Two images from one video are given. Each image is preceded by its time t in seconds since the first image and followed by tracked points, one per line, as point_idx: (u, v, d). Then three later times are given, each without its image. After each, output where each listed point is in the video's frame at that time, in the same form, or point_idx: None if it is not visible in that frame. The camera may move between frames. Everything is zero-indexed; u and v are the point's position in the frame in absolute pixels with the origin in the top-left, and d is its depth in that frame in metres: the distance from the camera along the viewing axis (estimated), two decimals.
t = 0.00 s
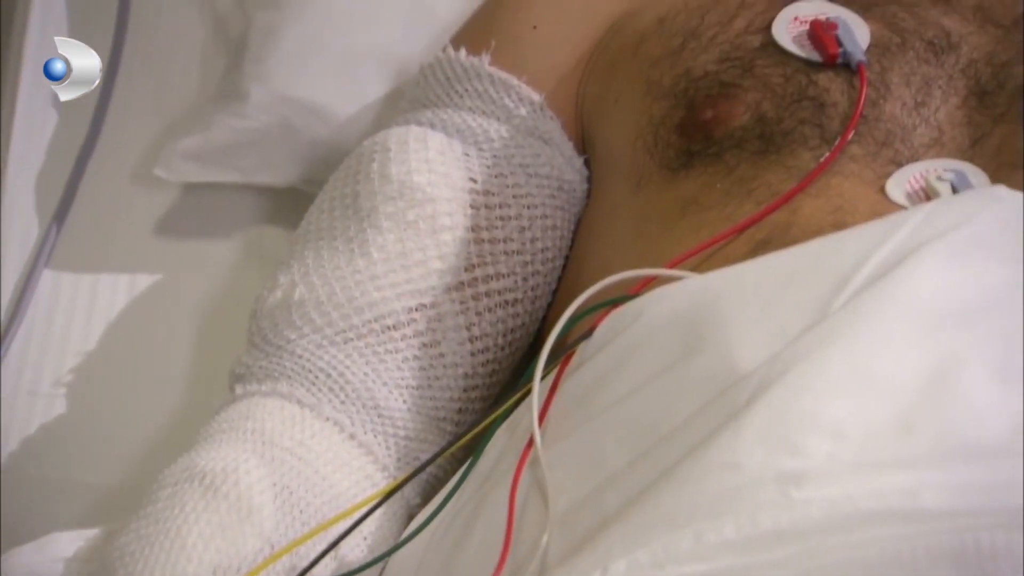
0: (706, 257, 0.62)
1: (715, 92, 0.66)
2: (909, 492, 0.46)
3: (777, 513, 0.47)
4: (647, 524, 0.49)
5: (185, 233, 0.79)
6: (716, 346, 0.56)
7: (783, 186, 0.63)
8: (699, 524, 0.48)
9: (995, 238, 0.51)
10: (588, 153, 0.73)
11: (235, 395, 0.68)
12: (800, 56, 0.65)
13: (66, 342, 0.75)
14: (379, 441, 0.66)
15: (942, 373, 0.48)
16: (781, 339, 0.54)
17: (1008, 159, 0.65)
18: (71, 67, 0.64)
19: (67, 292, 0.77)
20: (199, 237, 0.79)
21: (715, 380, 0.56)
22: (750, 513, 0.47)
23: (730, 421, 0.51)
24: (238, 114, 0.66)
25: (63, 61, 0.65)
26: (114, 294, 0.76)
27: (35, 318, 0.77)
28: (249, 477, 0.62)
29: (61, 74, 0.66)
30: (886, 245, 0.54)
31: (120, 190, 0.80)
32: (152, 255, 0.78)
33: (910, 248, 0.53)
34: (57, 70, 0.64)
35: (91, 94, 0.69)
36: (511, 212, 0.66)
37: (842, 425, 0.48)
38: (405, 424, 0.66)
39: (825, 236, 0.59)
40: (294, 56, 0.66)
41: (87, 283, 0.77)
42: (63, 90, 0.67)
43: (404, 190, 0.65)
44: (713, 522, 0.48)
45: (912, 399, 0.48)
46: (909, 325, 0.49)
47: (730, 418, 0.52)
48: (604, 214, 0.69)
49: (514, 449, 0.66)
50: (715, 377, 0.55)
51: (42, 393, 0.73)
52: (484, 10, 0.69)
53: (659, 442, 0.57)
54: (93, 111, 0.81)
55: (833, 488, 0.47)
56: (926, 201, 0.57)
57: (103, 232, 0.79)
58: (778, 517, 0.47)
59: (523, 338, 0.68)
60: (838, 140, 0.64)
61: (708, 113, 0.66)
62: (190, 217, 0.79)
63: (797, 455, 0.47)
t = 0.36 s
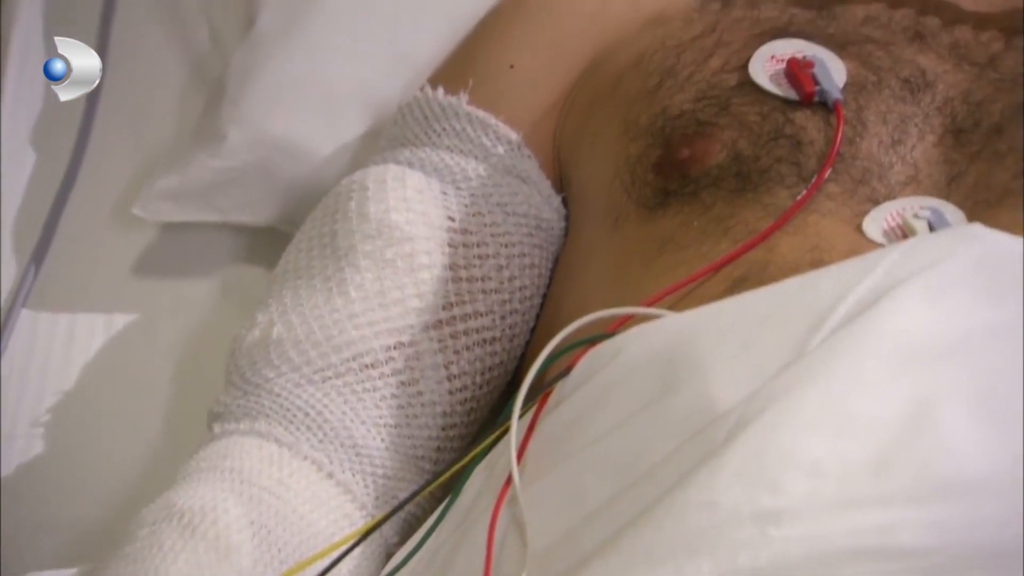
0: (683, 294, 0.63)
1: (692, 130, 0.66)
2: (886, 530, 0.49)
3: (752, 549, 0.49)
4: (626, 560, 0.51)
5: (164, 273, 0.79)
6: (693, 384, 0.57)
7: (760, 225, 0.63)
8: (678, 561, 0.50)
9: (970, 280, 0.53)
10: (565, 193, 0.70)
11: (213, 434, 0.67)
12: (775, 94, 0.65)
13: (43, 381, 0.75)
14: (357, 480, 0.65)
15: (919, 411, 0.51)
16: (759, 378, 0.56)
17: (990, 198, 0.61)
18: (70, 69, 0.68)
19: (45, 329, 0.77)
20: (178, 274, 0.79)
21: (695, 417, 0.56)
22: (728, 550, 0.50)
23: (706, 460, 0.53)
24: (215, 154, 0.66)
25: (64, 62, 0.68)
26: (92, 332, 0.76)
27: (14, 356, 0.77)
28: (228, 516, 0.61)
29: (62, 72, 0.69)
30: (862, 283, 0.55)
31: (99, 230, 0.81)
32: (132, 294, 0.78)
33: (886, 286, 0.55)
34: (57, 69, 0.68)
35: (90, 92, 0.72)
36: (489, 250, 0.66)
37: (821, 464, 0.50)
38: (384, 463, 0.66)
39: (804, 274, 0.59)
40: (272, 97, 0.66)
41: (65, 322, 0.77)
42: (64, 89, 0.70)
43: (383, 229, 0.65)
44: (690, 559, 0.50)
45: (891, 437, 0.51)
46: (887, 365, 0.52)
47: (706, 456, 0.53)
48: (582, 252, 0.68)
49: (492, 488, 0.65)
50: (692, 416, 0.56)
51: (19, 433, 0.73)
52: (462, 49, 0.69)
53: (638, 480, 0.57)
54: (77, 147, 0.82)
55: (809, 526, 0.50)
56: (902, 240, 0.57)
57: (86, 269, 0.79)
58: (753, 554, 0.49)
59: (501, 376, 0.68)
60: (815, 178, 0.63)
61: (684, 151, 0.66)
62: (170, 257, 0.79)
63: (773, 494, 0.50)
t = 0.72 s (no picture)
0: (662, 335, 0.63)
1: (670, 171, 0.66)
2: (868, 568, 0.51)
3: None
4: None
5: (143, 315, 0.78)
6: (671, 424, 0.57)
7: (737, 266, 0.63)
8: None
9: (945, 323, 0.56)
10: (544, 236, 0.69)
11: (192, 476, 0.67)
12: (754, 136, 0.65)
13: (21, 421, 0.75)
14: (336, 521, 0.64)
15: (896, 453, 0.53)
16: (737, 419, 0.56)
17: (967, 238, 0.62)
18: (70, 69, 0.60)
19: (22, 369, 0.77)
20: (158, 309, 0.78)
21: (673, 457, 0.56)
22: None
23: (685, 499, 0.54)
24: (194, 196, 0.66)
25: (64, 61, 0.61)
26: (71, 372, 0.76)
27: None
28: (207, 557, 0.59)
29: (60, 72, 0.62)
30: (839, 325, 0.56)
31: (81, 271, 0.79)
32: (109, 336, 0.77)
33: (864, 327, 0.56)
34: (56, 69, 0.60)
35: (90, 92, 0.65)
36: (467, 292, 0.66)
37: (797, 505, 0.51)
38: (363, 505, 0.65)
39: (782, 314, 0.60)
40: (252, 139, 0.66)
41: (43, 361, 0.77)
42: (63, 91, 0.62)
43: (361, 270, 0.65)
44: None
45: (869, 477, 0.52)
46: (864, 407, 0.53)
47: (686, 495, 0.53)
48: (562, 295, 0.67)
49: (471, 528, 0.65)
50: (671, 455, 0.56)
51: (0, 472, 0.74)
52: (440, 91, 0.69)
53: (618, 519, 0.57)
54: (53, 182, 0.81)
55: (787, 567, 0.50)
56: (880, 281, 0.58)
57: (64, 310, 0.79)
58: None
59: (480, 417, 0.68)
60: (793, 219, 0.63)
61: (663, 192, 0.66)
62: (148, 297, 0.78)
63: (752, 535, 0.50)
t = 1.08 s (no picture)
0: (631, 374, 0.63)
1: (641, 209, 0.66)
2: None
3: None
4: None
5: (116, 354, 0.78)
6: (641, 462, 0.57)
7: (707, 303, 0.63)
8: None
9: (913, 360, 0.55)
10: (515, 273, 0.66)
11: (164, 514, 0.65)
12: (725, 173, 0.65)
13: None
14: (308, 560, 0.63)
15: (868, 489, 0.52)
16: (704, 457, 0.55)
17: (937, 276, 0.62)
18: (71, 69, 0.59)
19: None
20: (133, 346, 0.78)
21: (645, 493, 0.56)
22: None
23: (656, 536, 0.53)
24: (165, 234, 0.66)
25: (64, 61, 0.59)
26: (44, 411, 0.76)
27: None
28: None
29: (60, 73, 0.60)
30: (809, 363, 0.56)
31: (50, 308, 0.79)
32: (83, 373, 0.77)
33: (834, 365, 0.56)
34: (56, 70, 0.58)
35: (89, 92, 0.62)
36: (438, 329, 0.66)
37: (776, 544, 0.50)
38: (335, 543, 0.64)
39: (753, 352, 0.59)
40: (224, 176, 0.66)
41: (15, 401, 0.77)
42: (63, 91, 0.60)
43: (332, 307, 0.64)
44: None
45: (844, 515, 0.52)
46: (836, 445, 0.53)
47: (657, 532, 0.53)
48: (531, 330, 0.66)
49: (443, 565, 0.65)
50: (641, 492, 0.56)
51: None
52: (411, 128, 0.70)
53: (591, 555, 0.57)
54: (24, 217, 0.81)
55: None
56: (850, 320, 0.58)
57: (36, 349, 0.78)
58: None
59: (451, 454, 0.68)
60: (762, 258, 0.63)
61: (634, 230, 0.66)
62: (120, 336, 0.78)
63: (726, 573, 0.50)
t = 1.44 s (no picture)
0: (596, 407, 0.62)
1: (605, 241, 0.66)
2: None
3: None
4: None
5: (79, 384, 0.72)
6: (605, 492, 0.57)
7: (672, 334, 0.62)
8: None
9: (874, 392, 0.54)
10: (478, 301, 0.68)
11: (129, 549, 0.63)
12: (688, 205, 0.66)
13: None
14: None
15: (830, 520, 0.51)
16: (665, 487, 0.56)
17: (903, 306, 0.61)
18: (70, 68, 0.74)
19: None
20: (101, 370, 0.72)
21: (609, 524, 0.56)
22: None
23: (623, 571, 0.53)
24: (130, 265, 0.66)
25: (63, 62, 0.74)
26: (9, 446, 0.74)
27: None
28: None
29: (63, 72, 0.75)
30: (772, 394, 0.55)
31: (17, 340, 0.78)
32: (46, 407, 0.73)
33: (798, 395, 0.55)
34: (57, 69, 0.74)
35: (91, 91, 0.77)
36: (404, 361, 0.66)
37: (735, 574, 0.50)
38: None
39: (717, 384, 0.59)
40: (188, 208, 0.66)
41: None
42: (65, 88, 0.75)
43: (297, 338, 0.63)
44: None
45: (803, 547, 0.50)
46: (799, 475, 0.52)
47: (621, 567, 0.53)
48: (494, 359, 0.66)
49: None
50: (607, 522, 0.56)
51: None
52: (376, 160, 0.70)
53: None
54: None
55: None
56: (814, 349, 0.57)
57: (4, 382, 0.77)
58: None
59: (417, 485, 0.67)
60: (727, 288, 0.63)
61: (599, 261, 0.66)
62: (83, 369, 0.73)
63: None
